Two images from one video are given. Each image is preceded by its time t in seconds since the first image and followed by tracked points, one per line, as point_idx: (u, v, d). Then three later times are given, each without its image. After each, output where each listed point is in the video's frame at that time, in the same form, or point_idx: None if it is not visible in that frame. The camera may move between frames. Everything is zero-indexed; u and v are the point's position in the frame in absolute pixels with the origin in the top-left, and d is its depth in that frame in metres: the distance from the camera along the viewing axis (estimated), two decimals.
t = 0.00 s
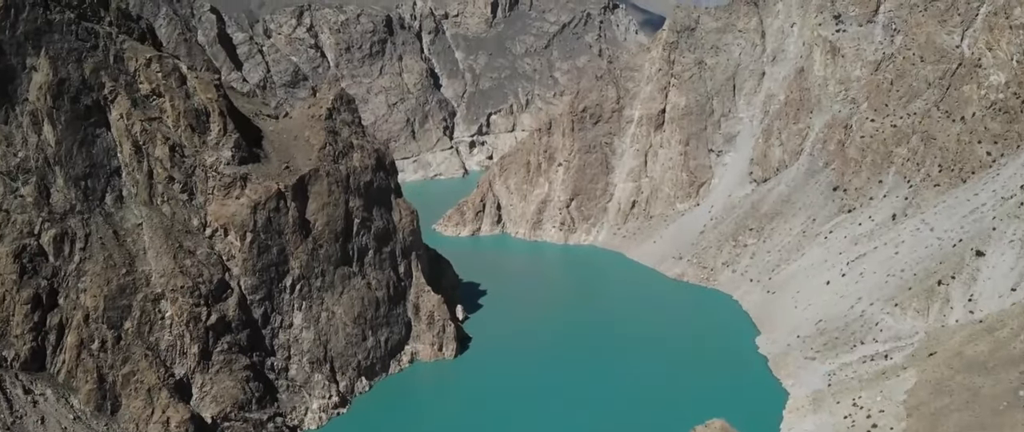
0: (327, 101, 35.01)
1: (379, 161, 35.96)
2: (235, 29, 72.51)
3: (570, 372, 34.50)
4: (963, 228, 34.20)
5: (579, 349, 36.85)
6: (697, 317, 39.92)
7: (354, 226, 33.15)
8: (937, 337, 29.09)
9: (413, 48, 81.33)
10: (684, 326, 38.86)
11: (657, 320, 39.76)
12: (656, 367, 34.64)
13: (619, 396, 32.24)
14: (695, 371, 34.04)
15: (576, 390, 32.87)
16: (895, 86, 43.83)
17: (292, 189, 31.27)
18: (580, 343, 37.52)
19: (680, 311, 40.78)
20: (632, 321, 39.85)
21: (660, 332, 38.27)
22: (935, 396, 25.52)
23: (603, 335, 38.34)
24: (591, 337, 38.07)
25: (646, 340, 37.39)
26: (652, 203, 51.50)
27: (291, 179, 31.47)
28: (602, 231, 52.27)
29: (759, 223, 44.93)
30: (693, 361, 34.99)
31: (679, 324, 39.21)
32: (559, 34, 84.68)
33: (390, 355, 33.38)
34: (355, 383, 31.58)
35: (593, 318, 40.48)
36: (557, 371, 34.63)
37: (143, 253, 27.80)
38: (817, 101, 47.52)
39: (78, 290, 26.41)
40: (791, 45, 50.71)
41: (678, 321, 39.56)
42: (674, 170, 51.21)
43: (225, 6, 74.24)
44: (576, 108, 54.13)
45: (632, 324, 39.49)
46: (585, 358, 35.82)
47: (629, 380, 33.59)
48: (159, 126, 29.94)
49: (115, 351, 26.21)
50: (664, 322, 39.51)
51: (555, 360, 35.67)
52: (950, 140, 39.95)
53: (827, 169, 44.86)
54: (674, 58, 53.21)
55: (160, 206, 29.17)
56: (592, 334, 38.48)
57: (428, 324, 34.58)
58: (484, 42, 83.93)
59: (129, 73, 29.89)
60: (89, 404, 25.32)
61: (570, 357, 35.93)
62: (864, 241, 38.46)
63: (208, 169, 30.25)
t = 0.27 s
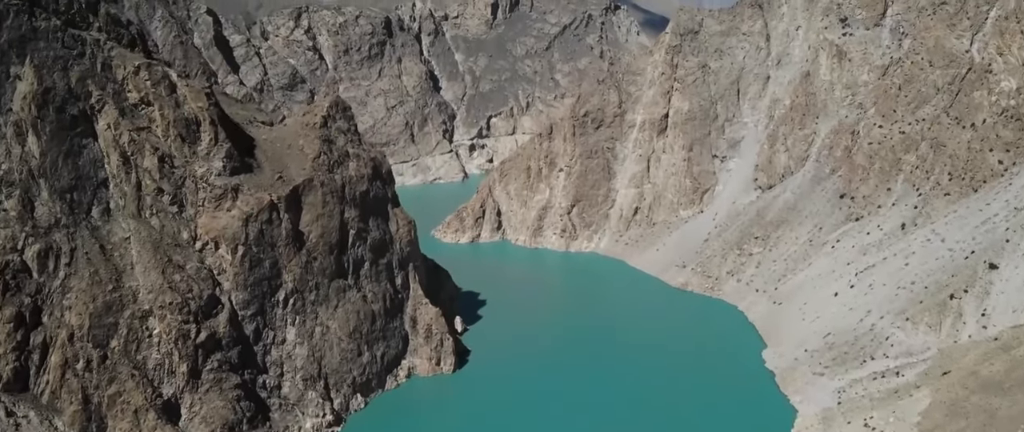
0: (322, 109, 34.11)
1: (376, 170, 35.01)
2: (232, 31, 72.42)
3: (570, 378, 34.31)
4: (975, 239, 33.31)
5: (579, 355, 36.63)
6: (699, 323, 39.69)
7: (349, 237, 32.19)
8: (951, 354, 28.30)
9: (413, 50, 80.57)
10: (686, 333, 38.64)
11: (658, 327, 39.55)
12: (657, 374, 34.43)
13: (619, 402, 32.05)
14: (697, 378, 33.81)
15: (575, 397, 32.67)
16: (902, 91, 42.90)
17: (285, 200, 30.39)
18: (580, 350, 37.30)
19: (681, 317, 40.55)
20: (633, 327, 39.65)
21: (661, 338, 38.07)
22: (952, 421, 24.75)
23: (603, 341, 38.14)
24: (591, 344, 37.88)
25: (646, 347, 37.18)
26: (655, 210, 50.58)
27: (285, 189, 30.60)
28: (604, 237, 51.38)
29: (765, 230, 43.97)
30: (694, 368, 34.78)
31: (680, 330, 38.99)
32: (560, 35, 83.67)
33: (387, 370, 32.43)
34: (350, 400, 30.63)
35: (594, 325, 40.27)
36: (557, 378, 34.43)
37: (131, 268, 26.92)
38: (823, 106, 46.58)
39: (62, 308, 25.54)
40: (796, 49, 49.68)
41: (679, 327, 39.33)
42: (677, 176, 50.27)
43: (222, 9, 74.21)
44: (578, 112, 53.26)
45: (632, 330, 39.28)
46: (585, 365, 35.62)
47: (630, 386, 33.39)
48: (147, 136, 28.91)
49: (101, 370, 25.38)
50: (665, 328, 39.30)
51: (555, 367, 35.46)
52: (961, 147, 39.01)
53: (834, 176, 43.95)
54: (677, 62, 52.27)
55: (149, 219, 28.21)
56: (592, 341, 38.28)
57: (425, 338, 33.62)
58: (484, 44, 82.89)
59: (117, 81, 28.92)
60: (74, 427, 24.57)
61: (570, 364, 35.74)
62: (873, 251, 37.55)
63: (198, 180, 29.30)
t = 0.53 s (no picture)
0: (316, 116, 33.22)
1: (372, 179, 34.08)
2: (228, 33, 72.28)
3: (568, 386, 33.98)
4: (986, 250, 32.47)
5: (578, 362, 36.29)
6: (699, 330, 39.26)
7: (344, 249, 31.26)
8: (964, 372, 27.57)
9: (411, 52, 79.78)
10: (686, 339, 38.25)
11: (658, 333, 39.18)
12: (656, 382, 34.07)
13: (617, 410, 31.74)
14: (696, 386, 33.45)
15: (573, 405, 32.34)
16: (909, 97, 42.01)
17: (277, 211, 29.52)
18: (580, 356, 36.96)
19: (681, 323, 40.17)
20: (632, 333, 39.29)
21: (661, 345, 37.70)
22: None
23: (603, 348, 37.80)
24: (590, 350, 37.55)
25: (646, 354, 36.82)
26: (658, 217, 49.69)
27: (277, 200, 29.74)
28: (605, 245, 50.51)
29: (769, 239, 43.06)
30: (694, 375, 34.43)
31: (681, 337, 38.60)
32: (560, 37, 82.58)
33: (382, 386, 31.51)
34: (344, 418, 29.71)
35: (594, 331, 39.95)
36: (554, 385, 34.10)
37: (118, 283, 26.03)
38: (828, 111, 45.70)
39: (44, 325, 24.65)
40: (801, 53, 48.69)
41: (679, 334, 38.96)
42: (680, 182, 49.35)
43: (218, 10, 73.94)
44: (578, 117, 52.40)
45: (633, 336, 38.91)
46: (584, 372, 35.29)
47: (628, 394, 33.04)
48: (134, 146, 28.02)
49: (86, 390, 24.52)
50: (665, 335, 38.93)
51: (553, 374, 35.13)
52: (971, 155, 38.09)
53: (840, 183, 43.07)
54: (680, 65, 51.18)
55: (136, 232, 27.24)
56: (592, 347, 37.94)
57: (422, 352, 32.70)
58: (484, 46, 82.19)
59: (104, 89, 27.91)
60: None
61: (569, 371, 35.41)
62: (881, 262, 36.69)
63: (187, 192, 28.40)
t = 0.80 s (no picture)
0: (310, 125, 32.39)
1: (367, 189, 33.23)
2: (224, 36, 71.99)
3: (569, 393, 33.68)
4: (997, 261, 31.73)
5: (578, 368, 36.07)
6: (699, 336, 39.04)
7: (338, 262, 30.41)
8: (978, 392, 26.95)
9: (410, 54, 78.98)
10: (686, 346, 37.95)
11: (659, 339, 38.91)
12: (658, 389, 33.79)
13: (618, 418, 31.46)
14: (697, 394, 33.18)
15: (575, 413, 32.06)
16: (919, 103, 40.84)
17: (269, 223, 28.72)
18: (580, 362, 36.67)
19: (681, 329, 39.92)
20: (633, 339, 39.01)
21: (662, 351, 37.44)
22: None
23: (603, 354, 37.54)
24: (590, 356, 37.24)
25: (647, 360, 36.57)
26: (660, 224, 48.89)
27: (269, 212, 28.96)
28: (606, 252, 49.72)
29: (774, 248, 42.23)
30: (694, 383, 34.12)
31: (682, 343, 38.31)
32: (560, 39, 81.59)
33: (378, 402, 30.65)
34: None
35: (594, 336, 39.69)
36: (555, 392, 33.80)
37: (104, 300, 25.15)
38: (834, 117, 44.83)
39: (27, 343, 23.99)
40: (805, 57, 47.78)
41: (680, 340, 38.66)
42: (682, 188, 48.50)
43: (214, 13, 73.72)
44: (578, 122, 51.55)
45: (633, 342, 38.62)
46: (584, 378, 35.01)
47: (629, 402, 32.74)
48: (122, 157, 27.13)
49: (69, 412, 23.74)
50: (666, 341, 38.65)
51: (554, 380, 34.83)
52: (980, 163, 37.28)
53: (847, 190, 42.26)
54: (682, 69, 50.27)
55: (123, 246, 26.32)
56: (592, 353, 37.66)
57: (419, 367, 31.85)
58: (484, 47, 81.40)
59: (90, 98, 27.09)
60: None
61: (569, 377, 35.13)
62: (889, 273, 35.95)
63: (176, 204, 27.58)
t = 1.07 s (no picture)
0: (303, 134, 31.55)
1: (363, 199, 32.41)
2: (221, 38, 71.15)
3: (569, 397, 33.71)
4: (1009, 274, 30.98)
5: (578, 371, 36.16)
6: (699, 340, 39.09)
7: (332, 275, 29.57)
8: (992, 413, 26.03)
9: (409, 56, 78.25)
10: (685, 349, 38.00)
11: (658, 342, 38.95)
12: (658, 393, 33.85)
13: (618, 423, 31.52)
14: (697, 399, 33.24)
15: (577, 417, 32.14)
16: (929, 110, 39.81)
17: (261, 236, 27.81)
18: (580, 366, 36.71)
19: (680, 332, 39.97)
20: (633, 342, 39.03)
21: (662, 355, 37.48)
22: None
23: (603, 358, 37.59)
24: (591, 360, 37.32)
25: (647, 364, 36.65)
26: (662, 231, 48.08)
27: (261, 225, 28.04)
28: (608, 259, 48.91)
29: (779, 257, 41.39)
30: (694, 387, 34.24)
31: (681, 346, 38.36)
32: (560, 41, 81.09)
33: (373, 419, 29.82)
34: None
35: (594, 339, 39.71)
36: (554, 397, 33.83)
37: (89, 317, 24.34)
38: (839, 123, 43.99)
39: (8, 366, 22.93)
40: (810, 61, 46.96)
41: (679, 343, 38.74)
42: (685, 195, 47.72)
43: (210, 15, 72.71)
44: (579, 127, 50.61)
45: (632, 346, 38.66)
46: (584, 383, 35.06)
47: (629, 407, 32.81)
48: (108, 169, 26.32)
49: None
50: (665, 344, 38.68)
51: (554, 384, 34.88)
52: (989, 171, 36.39)
53: (853, 198, 41.47)
54: (685, 74, 49.47)
55: (109, 261, 25.55)
56: (592, 356, 37.72)
57: (416, 382, 31.05)
58: (483, 49, 80.58)
59: (77, 109, 26.38)
60: None
61: (569, 382, 35.17)
62: (897, 285, 35.17)
63: (165, 217, 26.76)
